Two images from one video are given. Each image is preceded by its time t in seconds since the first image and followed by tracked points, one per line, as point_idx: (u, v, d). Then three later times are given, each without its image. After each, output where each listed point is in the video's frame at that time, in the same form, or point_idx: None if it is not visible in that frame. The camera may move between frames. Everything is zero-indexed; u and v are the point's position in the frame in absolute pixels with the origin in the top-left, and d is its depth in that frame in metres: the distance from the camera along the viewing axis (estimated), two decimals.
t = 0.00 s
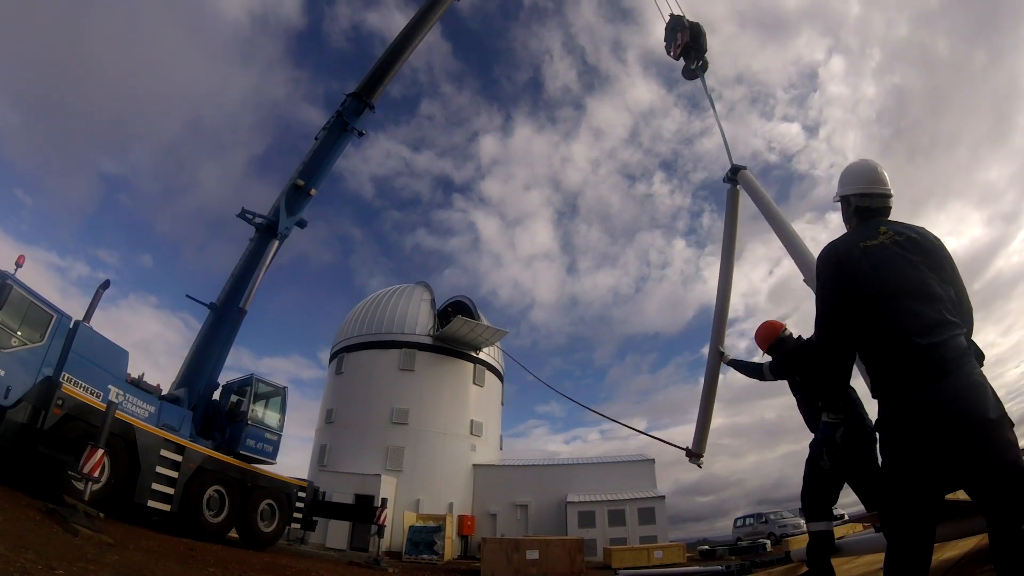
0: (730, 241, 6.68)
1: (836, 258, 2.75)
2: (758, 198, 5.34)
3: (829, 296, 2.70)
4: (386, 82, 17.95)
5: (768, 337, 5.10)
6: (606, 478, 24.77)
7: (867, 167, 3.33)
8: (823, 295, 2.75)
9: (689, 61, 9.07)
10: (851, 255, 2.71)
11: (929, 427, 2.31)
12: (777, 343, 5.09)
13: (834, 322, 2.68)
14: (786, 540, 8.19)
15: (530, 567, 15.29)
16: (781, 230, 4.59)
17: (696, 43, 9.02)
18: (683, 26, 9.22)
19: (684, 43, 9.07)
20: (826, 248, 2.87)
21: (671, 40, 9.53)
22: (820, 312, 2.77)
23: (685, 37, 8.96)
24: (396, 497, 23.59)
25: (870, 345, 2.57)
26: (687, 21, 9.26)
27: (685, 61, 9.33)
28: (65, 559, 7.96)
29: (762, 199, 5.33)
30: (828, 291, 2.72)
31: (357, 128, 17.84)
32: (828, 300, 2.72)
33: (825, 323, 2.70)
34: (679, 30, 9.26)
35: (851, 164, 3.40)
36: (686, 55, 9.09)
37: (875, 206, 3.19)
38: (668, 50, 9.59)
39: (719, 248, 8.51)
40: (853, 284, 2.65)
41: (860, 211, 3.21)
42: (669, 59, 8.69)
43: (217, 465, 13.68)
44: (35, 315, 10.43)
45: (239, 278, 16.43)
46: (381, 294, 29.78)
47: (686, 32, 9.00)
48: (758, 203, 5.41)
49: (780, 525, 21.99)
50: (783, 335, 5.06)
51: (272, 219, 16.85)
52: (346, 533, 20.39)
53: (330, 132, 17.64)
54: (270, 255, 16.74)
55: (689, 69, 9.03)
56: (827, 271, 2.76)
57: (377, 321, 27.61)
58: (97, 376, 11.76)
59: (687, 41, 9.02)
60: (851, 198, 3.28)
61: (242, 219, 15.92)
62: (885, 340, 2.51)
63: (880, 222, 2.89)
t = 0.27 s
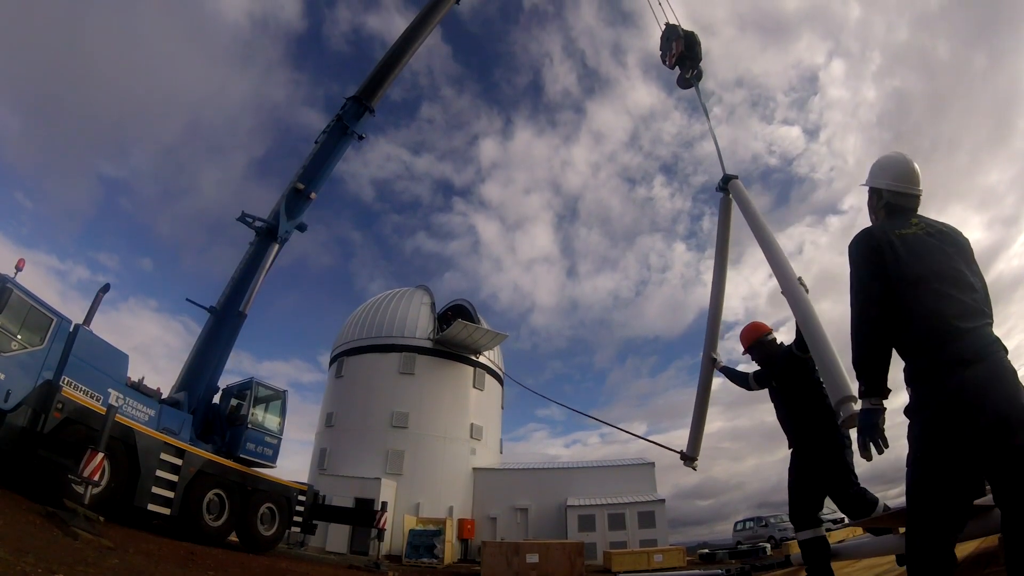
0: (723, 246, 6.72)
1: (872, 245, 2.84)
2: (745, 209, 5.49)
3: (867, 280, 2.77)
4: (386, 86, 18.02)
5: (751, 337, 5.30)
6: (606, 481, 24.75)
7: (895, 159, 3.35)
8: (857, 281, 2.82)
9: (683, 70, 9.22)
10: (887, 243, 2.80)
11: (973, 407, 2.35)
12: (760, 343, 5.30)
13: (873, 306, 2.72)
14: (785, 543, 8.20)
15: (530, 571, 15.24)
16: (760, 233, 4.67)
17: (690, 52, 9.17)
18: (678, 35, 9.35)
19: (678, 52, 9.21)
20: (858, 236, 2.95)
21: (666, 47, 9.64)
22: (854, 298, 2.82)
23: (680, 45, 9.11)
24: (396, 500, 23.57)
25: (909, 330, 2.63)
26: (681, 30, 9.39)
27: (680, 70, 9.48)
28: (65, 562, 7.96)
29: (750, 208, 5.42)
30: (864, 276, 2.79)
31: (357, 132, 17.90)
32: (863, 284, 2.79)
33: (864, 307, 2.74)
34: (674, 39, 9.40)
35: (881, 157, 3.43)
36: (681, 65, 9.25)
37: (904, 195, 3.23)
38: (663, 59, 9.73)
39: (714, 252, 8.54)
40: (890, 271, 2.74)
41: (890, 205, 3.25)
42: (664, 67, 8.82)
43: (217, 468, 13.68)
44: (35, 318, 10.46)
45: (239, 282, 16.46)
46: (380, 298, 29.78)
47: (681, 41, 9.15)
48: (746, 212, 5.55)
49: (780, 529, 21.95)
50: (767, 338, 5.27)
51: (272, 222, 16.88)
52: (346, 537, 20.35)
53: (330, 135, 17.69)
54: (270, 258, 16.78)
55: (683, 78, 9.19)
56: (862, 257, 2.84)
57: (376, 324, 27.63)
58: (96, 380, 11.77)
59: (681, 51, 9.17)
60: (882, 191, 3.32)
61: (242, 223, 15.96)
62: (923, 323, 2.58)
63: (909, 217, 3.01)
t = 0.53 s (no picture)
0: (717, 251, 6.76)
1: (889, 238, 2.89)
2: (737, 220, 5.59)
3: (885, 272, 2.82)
4: (386, 89, 18.08)
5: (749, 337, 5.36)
6: (607, 485, 24.71)
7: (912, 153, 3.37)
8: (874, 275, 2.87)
9: (680, 78, 9.35)
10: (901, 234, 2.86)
11: (987, 396, 2.38)
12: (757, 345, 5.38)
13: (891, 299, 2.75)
14: (785, 546, 8.20)
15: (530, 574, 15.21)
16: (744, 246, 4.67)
17: (687, 61, 9.30)
18: (676, 44, 9.48)
19: (675, 61, 9.33)
20: (871, 229, 3.01)
21: (664, 55, 9.74)
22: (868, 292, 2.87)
23: (677, 54, 9.26)
24: (397, 504, 23.54)
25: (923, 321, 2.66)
26: (679, 39, 9.51)
27: (677, 79, 9.60)
28: (65, 566, 7.96)
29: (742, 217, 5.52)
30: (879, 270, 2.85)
31: (357, 136, 17.95)
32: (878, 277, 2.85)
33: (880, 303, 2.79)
34: (671, 48, 9.52)
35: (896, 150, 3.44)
36: (678, 73, 9.37)
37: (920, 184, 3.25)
38: (660, 67, 9.85)
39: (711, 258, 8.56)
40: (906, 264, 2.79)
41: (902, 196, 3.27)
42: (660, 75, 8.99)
43: (217, 472, 13.67)
44: (35, 322, 10.48)
45: (238, 286, 16.47)
46: (380, 301, 29.80)
47: (679, 50, 9.30)
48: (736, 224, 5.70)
49: (779, 532, 21.91)
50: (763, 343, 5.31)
51: (272, 226, 16.91)
52: (346, 541, 20.33)
53: (330, 139, 17.75)
54: (270, 262, 16.80)
55: (680, 87, 9.32)
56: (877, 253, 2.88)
57: (376, 327, 27.65)
58: (96, 383, 11.78)
59: (678, 59, 9.29)
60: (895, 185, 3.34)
61: (242, 226, 15.99)
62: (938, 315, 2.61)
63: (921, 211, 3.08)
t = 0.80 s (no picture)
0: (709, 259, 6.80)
1: (897, 224, 3.00)
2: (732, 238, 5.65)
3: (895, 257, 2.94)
4: (386, 93, 18.14)
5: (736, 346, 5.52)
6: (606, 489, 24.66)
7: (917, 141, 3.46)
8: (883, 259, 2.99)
9: (677, 87, 9.42)
10: (911, 220, 2.98)
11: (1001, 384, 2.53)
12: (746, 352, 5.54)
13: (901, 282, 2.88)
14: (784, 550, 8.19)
15: None
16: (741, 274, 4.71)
17: (685, 70, 9.38)
18: (674, 52, 9.55)
19: (673, 69, 9.41)
20: (879, 215, 3.12)
21: (662, 63, 9.82)
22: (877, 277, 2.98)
23: (675, 62, 9.36)
24: (397, 507, 23.52)
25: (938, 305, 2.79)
26: (677, 47, 9.59)
27: (674, 87, 9.67)
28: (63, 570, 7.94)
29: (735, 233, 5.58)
30: (888, 255, 2.96)
31: (356, 139, 18.00)
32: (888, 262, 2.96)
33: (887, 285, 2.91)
34: (670, 56, 9.60)
35: (900, 138, 3.53)
36: (676, 82, 9.45)
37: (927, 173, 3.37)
38: (657, 75, 9.93)
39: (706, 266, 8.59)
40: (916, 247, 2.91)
41: (909, 182, 3.40)
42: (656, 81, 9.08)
43: (217, 476, 13.67)
44: (35, 326, 10.50)
45: (239, 289, 16.50)
46: (380, 305, 29.80)
47: (677, 58, 9.40)
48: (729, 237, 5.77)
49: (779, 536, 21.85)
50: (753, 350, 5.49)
51: (272, 230, 16.95)
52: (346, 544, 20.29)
53: (330, 142, 17.80)
54: (270, 266, 16.83)
55: (677, 96, 9.39)
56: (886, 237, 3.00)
57: (376, 331, 27.65)
58: (96, 387, 11.79)
59: (676, 67, 9.37)
60: (901, 171, 3.45)
61: (242, 230, 16.02)
62: (956, 302, 2.74)
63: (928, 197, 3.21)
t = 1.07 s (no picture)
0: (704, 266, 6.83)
1: (898, 209, 2.92)
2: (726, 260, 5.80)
3: (900, 241, 2.81)
4: (386, 96, 18.20)
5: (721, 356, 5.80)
6: (606, 492, 24.64)
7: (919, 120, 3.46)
8: (889, 244, 2.87)
9: (675, 94, 9.51)
10: (914, 203, 2.87)
11: (1018, 365, 2.25)
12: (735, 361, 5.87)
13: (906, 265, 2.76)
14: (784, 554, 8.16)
15: None
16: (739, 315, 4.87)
17: (683, 77, 9.47)
18: (673, 59, 9.63)
19: (672, 76, 9.49)
20: (881, 200, 3.03)
21: (660, 70, 9.90)
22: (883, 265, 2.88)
23: (674, 70, 9.45)
24: (397, 511, 23.49)
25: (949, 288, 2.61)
26: (676, 55, 9.67)
27: (672, 94, 9.75)
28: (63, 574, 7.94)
29: (728, 251, 5.68)
30: (891, 241, 2.86)
31: (356, 143, 18.06)
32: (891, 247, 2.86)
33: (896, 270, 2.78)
34: (668, 63, 9.67)
35: (901, 118, 3.55)
36: (674, 89, 9.52)
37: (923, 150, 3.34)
38: (655, 82, 10.01)
39: (702, 271, 8.65)
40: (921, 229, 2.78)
41: (909, 163, 3.39)
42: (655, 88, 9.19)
43: (217, 479, 13.66)
44: (35, 329, 10.52)
45: (238, 293, 16.52)
46: (381, 309, 29.83)
47: (675, 66, 9.50)
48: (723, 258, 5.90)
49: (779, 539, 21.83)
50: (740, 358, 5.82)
51: (272, 233, 16.98)
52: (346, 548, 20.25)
53: (330, 146, 17.86)
54: (270, 269, 16.86)
55: (675, 103, 9.47)
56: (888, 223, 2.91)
57: (376, 335, 27.67)
58: (96, 391, 11.80)
59: (674, 75, 9.45)
60: (902, 153, 3.43)
61: (242, 233, 16.05)
62: (966, 280, 2.53)
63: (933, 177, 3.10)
